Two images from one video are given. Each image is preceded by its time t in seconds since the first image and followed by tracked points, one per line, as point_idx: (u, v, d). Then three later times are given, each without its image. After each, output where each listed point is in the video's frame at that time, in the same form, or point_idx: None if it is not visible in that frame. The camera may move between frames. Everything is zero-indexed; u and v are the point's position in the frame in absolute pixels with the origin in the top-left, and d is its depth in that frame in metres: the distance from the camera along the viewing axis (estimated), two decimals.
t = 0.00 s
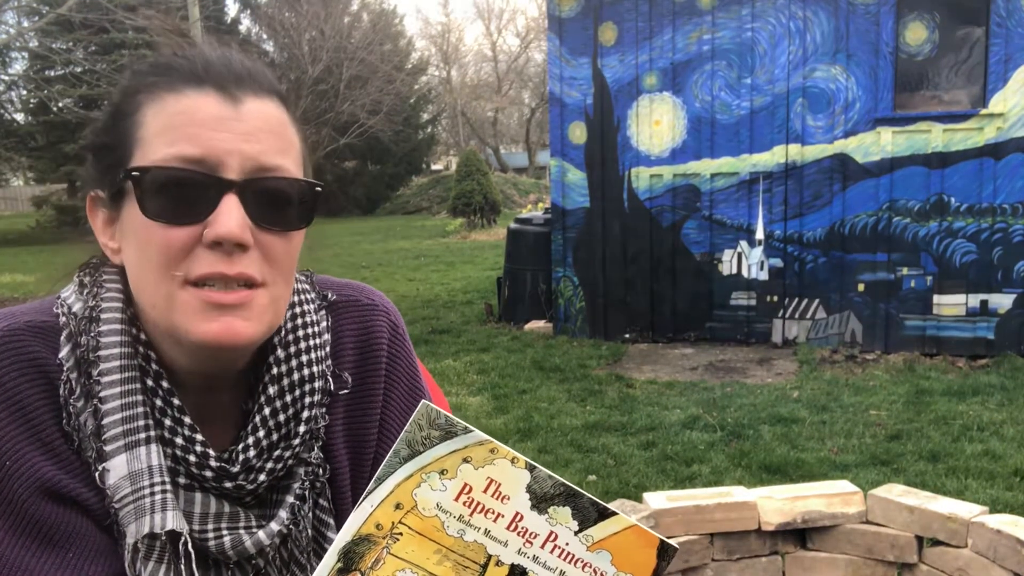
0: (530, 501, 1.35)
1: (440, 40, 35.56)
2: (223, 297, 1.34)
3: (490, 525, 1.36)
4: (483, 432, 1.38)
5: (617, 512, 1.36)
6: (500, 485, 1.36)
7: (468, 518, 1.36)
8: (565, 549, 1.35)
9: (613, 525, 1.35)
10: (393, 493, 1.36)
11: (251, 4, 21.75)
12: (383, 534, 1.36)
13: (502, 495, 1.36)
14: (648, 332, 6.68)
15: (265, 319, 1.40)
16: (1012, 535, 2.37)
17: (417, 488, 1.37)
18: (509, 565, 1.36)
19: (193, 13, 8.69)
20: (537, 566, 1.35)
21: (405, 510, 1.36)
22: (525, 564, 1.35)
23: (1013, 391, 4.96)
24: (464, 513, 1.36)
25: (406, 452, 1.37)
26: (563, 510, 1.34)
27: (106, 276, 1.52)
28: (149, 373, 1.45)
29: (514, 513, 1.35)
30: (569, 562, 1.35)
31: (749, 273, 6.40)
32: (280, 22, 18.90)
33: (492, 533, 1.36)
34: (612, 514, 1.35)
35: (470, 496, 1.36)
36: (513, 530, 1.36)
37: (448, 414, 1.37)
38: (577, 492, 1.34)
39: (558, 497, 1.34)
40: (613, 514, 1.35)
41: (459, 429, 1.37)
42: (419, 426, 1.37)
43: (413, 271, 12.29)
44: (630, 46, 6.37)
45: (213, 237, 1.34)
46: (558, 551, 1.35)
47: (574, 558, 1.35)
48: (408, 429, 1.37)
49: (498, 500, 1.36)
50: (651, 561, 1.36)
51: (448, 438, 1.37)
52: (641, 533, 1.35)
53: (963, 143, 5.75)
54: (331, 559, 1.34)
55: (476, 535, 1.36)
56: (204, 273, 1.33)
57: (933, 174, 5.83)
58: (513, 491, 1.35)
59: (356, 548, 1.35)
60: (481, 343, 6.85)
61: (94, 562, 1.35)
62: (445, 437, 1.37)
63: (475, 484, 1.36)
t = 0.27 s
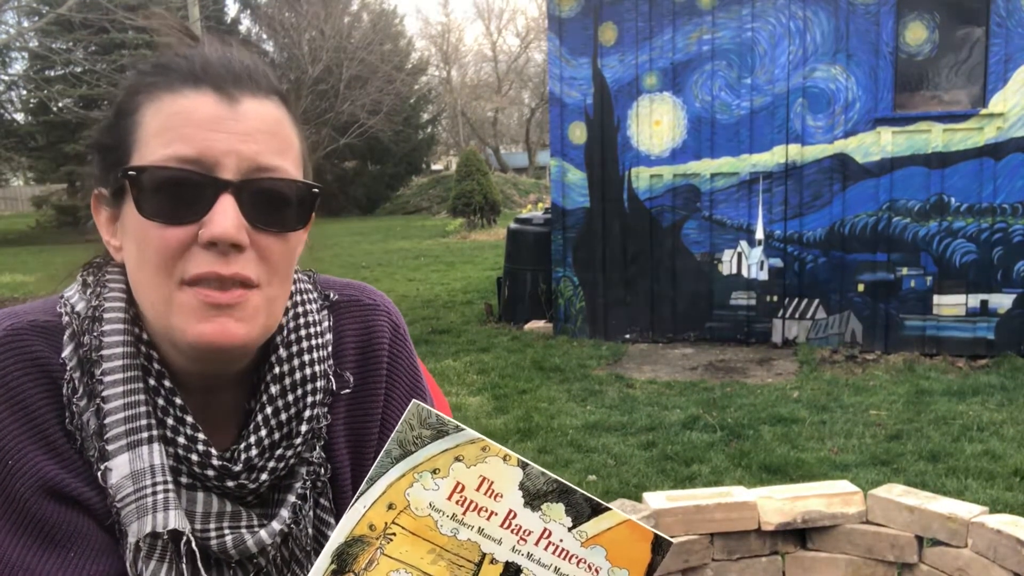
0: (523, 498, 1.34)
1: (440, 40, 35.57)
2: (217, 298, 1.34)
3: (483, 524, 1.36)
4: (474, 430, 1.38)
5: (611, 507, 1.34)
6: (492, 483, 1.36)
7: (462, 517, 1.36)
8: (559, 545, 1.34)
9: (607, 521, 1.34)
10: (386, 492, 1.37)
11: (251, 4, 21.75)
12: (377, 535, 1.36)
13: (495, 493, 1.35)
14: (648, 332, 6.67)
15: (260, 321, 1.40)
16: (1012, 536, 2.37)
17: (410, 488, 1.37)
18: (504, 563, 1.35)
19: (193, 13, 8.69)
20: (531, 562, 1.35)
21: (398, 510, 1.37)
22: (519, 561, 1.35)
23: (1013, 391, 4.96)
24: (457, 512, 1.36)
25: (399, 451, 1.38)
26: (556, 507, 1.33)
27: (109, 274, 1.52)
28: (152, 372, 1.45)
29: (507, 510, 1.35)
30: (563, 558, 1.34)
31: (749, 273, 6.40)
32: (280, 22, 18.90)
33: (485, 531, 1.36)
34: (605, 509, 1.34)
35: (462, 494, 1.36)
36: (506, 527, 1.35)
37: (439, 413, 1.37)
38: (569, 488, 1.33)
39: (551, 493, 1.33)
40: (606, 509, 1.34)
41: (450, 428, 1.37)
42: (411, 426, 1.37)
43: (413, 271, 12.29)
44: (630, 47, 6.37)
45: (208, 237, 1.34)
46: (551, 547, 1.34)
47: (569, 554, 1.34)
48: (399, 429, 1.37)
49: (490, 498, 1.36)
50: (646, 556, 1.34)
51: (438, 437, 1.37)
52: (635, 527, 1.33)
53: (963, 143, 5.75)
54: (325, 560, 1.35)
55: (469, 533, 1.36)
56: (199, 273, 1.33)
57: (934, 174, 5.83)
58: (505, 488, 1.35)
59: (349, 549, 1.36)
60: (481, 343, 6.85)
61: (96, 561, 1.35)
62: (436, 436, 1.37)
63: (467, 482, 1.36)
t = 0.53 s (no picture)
0: (525, 497, 1.35)
1: (440, 41, 35.58)
2: (212, 303, 1.33)
3: (486, 523, 1.36)
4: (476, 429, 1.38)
5: (613, 505, 1.35)
6: (494, 482, 1.36)
7: (464, 516, 1.36)
8: (562, 544, 1.35)
9: (609, 520, 1.35)
10: (389, 493, 1.36)
11: (251, 4, 21.74)
12: (379, 535, 1.35)
13: (497, 492, 1.36)
14: (648, 332, 6.67)
15: (255, 326, 1.39)
16: (1012, 535, 2.37)
17: (412, 488, 1.37)
18: (506, 563, 1.35)
19: (193, 13, 8.69)
20: (534, 562, 1.35)
21: (400, 511, 1.36)
22: (523, 560, 1.35)
23: (1013, 391, 4.96)
24: (460, 512, 1.36)
25: (400, 451, 1.37)
26: (558, 506, 1.34)
27: (109, 274, 1.53)
28: (153, 372, 1.45)
29: (510, 510, 1.36)
30: (566, 558, 1.35)
31: (749, 273, 6.40)
32: (280, 22, 18.92)
33: (489, 530, 1.36)
34: (607, 509, 1.35)
35: (465, 494, 1.36)
36: (509, 526, 1.36)
37: (442, 413, 1.37)
38: (572, 487, 1.34)
39: (553, 492, 1.34)
40: (609, 507, 1.35)
41: (453, 427, 1.38)
42: (413, 426, 1.37)
43: (413, 271, 12.30)
44: (630, 47, 6.37)
45: (202, 243, 1.33)
46: (555, 547, 1.35)
47: (572, 553, 1.35)
48: (401, 429, 1.37)
49: (493, 498, 1.36)
50: (648, 555, 1.35)
51: (441, 436, 1.37)
52: (637, 526, 1.34)
53: (963, 143, 5.75)
54: (327, 561, 1.33)
55: (472, 533, 1.36)
56: (193, 278, 1.33)
57: (933, 174, 5.83)
58: (508, 488, 1.36)
59: (352, 550, 1.34)
60: (481, 343, 6.85)
61: (97, 561, 1.34)
62: (439, 435, 1.37)
63: (469, 482, 1.36)
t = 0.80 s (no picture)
0: (500, 556, 1.12)
1: (440, 41, 35.55)
2: (197, 290, 1.34)
3: None
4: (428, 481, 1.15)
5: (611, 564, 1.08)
6: (461, 538, 1.14)
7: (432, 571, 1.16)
8: None
9: None
10: (347, 537, 1.20)
11: (251, 4, 21.71)
12: None
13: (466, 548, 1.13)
14: (648, 332, 6.67)
15: (241, 312, 1.39)
16: (1012, 536, 2.38)
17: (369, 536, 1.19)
18: None
19: (193, 13, 8.68)
20: None
21: (361, 556, 1.20)
22: None
23: (1013, 391, 4.96)
24: (426, 565, 1.16)
25: (350, 499, 1.20)
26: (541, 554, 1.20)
27: (111, 275, 1.54)
28: (158, 364, 1.45)
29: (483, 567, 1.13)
30: None
31: (749, 273, 6.41)
32: (280, 22, 18.92)
33: None
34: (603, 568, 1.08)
35: (428, 548, 1.16)
36: None
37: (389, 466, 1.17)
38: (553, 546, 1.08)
39: (531, 550, 1.10)
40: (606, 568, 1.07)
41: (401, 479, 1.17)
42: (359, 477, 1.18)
43: (413, 271, 12.29)
44: (630, 47, 6.37)
45: (182, 230, 1.34)
46: None
47: None
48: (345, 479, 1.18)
49: (461, 553, 1.14)
50: None
51: (390, 486, 1.17)
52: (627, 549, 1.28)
53: (963, 143, 5.75)
54: None
55: None
56: (177, 265, 1.34)
57: (933, 174, 5.83)
58: (477, 545, 1.12)
59: None
60: (481, 343, 6.85)
61: (109, 556, 1.34)
62: (388, 484, 1.17)
63: (432, 537, 1.15)
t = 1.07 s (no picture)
0: (483, 543, 1.23)
1: (440, 41, 35.57)
2: (218, 288, 1.33)
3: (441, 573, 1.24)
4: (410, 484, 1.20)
5: (581, 522, 1.25)
6: (443, 534, 1.23)
7: (415, 570, 1.24)
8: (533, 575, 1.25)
9: (579, 535, 1.26)
10: (327, 551, 1.25)
11: (251, 4, 21.75)
12: None
13: (448, 543, 1.23)
14: (648, 332, 6.67)
15: (262, 313, 1.38)
16: (1012, 536, 2.37)
17: (349, 546, 1.24)
18: None
19: (193, 13, 8.69)
20: None
21: (343, 568, 1.25)
22: None
23: (1013, 391, 4.96)
24: (409, 566, 1.24)
25: (328, 511, 1.23)
26: (522, 542, 1.23)
27: (118, 273, 1.53)
28: (162, 367, 1.45)
29: (466, 558, 1.23)
30: None
31: (749, 273, 6.40)
32: (280, 22, 18.94)
33: None
34: (578, 526, 1.25)
35: (411, 549, 1.23)
36: (468, 573, 1.24)
37: (365, 471, 1.20)
38: (532, 520, 1.23)
39: (514, 531, 1.23)
40: (578, 526, 1.25)
41: (381, 485, 1.20)
42: (336, 485, 1.20)
43: (413, 271, 12.30)
44: (630, 47, 6.37)
45: (206, 228, 1.34)
46: None
47: None
48: (323, 490, 1.21)
49: (445, 549, 1.23)
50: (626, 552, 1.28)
51: (368, 496, 1.21)
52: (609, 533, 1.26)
53: (963, 143, 5.75)
54: None
55: None
56: (198, 262, 1.33)
57: (934, 174, 5.83)
58: (459, 537, 1.23)
59: None
60: (481, 343, 6.85)
61: (104, 557, 1.35)
62: (365, 494, 1.21)
63: (414, 538, 1.23)
